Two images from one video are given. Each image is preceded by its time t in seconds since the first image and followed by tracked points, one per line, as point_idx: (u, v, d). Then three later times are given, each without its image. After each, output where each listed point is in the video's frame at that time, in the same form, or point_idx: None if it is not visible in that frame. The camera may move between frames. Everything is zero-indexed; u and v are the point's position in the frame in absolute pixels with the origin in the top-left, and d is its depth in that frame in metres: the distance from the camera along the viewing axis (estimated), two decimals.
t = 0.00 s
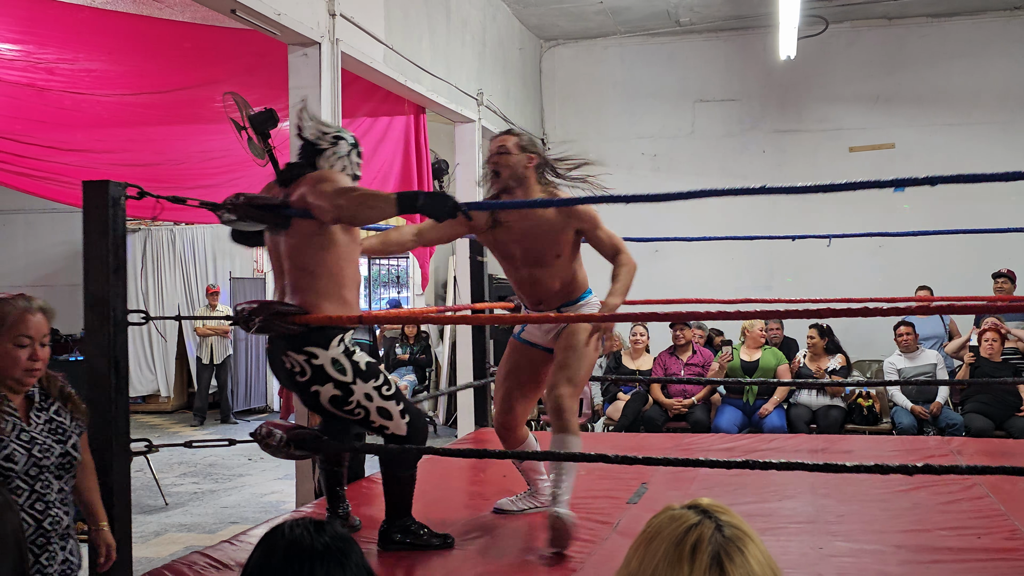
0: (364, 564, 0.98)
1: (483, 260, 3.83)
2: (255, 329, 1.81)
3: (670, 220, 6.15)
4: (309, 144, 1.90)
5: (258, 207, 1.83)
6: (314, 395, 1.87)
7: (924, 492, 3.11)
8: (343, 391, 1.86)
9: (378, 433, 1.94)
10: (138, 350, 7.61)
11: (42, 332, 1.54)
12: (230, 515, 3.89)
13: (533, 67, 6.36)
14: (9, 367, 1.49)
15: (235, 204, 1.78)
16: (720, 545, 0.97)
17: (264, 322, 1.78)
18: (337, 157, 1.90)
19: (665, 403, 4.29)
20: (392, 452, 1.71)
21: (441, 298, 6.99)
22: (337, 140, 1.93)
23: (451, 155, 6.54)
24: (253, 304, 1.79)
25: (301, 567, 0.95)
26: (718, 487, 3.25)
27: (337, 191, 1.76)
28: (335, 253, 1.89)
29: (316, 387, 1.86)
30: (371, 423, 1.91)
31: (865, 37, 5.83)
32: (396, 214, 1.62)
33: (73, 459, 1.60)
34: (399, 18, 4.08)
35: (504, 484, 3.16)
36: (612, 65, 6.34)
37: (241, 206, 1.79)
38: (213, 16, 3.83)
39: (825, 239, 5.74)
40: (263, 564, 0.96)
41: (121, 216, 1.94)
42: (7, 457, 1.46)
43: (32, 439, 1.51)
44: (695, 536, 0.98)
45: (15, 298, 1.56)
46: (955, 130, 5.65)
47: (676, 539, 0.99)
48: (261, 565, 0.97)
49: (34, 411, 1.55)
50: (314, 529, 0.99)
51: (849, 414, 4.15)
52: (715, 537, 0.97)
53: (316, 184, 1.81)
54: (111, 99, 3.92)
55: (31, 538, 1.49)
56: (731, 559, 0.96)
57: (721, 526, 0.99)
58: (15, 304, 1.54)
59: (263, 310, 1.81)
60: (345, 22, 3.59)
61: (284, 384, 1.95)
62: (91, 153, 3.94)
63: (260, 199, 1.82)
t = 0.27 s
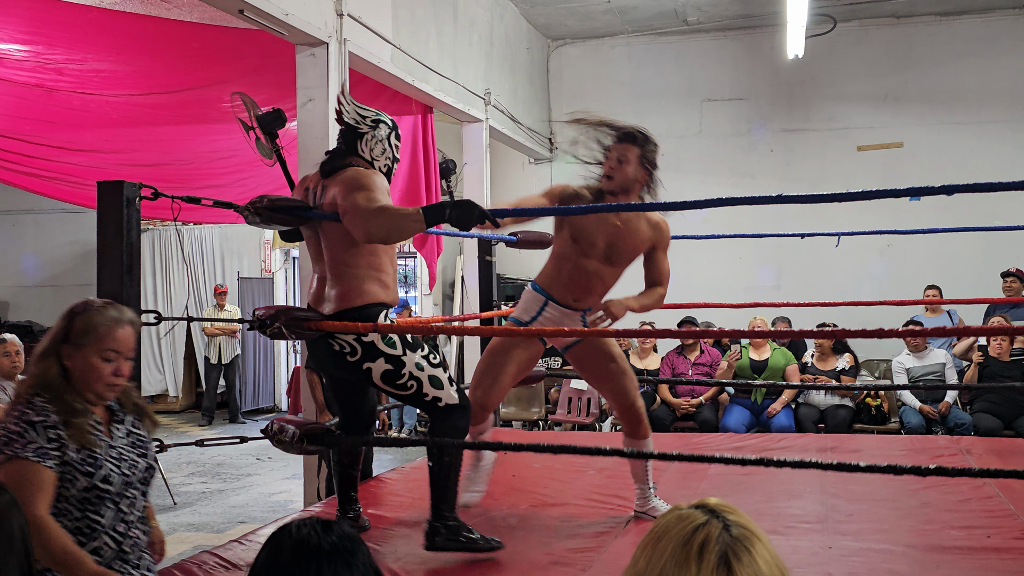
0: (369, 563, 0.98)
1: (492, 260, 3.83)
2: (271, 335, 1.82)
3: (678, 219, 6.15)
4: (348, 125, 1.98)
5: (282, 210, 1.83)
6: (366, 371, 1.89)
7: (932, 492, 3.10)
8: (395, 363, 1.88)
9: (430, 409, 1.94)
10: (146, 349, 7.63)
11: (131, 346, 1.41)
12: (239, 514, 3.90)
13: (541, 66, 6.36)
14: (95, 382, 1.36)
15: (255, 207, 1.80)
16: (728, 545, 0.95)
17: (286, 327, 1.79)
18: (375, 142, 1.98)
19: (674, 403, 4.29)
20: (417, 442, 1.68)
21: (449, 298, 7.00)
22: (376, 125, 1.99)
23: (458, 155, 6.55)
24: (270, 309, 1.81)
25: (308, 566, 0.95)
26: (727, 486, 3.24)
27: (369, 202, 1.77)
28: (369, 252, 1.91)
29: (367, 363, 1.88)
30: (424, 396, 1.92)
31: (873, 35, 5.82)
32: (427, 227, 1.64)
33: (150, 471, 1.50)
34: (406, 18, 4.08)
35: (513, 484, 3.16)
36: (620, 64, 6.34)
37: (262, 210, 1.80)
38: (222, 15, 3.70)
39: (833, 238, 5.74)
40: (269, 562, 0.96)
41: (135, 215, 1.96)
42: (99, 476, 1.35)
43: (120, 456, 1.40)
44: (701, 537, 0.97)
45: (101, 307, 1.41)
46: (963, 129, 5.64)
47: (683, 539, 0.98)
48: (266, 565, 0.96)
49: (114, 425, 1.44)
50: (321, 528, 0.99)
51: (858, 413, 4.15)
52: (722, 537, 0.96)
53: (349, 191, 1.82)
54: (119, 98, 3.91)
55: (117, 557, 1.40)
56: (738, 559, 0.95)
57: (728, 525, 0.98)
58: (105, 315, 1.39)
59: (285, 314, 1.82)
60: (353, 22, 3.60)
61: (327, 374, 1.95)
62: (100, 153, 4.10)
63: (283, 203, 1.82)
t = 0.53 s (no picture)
0: (376, 563, 0.99)
1: (499, 260, 3.83)
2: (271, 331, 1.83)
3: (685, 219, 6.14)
4: (315, 148, 1.93)
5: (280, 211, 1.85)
6: (343, 386, 1.87)
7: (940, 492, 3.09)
8: (371, 379, 1.85)
9: (413, 427, 1.87)
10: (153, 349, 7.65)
11: (254, 348, 1.28)
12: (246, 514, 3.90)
13: (548, 66, 6.36)
14: (217, 382, 1.24)
15: (255, 208, 1.83)
16: (734, 545, 0.95)
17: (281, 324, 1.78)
18: (346, 152, 1.91)
19: (682, 403, 4.28)
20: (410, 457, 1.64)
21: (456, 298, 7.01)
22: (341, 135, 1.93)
23: (466, 155, 6.56)
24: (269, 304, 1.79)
25: (315, 566, 0.95)
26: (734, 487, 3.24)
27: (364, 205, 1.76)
28: (359, 255, 1.90)
29: (344, 377, 1.87)
30: (405, 413, 1.86)
31: (881, 34, 5.81)
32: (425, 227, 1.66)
33: (268, 480, 1.33)
34: (413, 18, 4.08)
35: (520, 484, 3.16)
36: (627, 63, 6.34)
37: (260, 211, 1.83)
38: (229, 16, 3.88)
39: (841, 237, 5.73)
40: (275, 563, 0.96)
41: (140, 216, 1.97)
42: (220, 477, 1.20)
43: (240, 460, 1.24)
44: (708, 536, 0.97)
45: (226, 305, 1.29)
46: (971, 128, 5.63)
47: (690, 539, 0.98)
48: (273, 564, 0.97)
49: (231, 426, 1.29)
50: (327, 528, 0.99)
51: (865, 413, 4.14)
52: (729, 536, 0.96)
53: (342, 192, 1.82)
54: (126, 99, 3.93)
55: (236, 574, 1.23)
56: (745, 559, 0.94)
57: (735, 525, 0.98)
58: (230, 313, 1.27)
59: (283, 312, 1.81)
60: (360, 22, 3.60)
61: (315, 388, 1.96)
62: (109, 154, 3.98)
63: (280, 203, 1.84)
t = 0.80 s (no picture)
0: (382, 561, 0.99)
1: (505, 260, 3.84)
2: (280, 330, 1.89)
3: (692, 219, 6.14)
4: (344, 147, 1.93)
5: (295, 211, 1.87)
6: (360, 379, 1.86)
7: (948, 492, 3.09)
8: (386, 374, 1.84)
9: (425, 423, 1.88)
10: (160, 350, 7.68)
11: (375, 360, 1.21)
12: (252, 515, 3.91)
13: (554, 67, 6.36)
14: (338, 397, 1.18)
15: (268, 208, 1.86)
16: (741, 545, 0.95)
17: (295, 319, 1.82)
18: (376, 151, 1.92)
19: (688, 403, 4.29)
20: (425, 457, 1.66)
21: (462, 298, 7.04)
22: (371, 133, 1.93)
23: (472, 155, 6.56)
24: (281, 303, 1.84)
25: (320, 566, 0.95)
26: (740, 487, 3.23)
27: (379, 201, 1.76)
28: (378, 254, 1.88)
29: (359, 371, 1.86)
30: (417, 410, 1.87)
31: (887, 34, 5.79)
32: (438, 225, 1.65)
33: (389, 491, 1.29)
34: (420, 18, 4.08)
35: (526, 484, 3.16)
36: (632, 64, 6.34)
37: (274, 211, 1.85)
38: (236, 17, 3.80)
39: (847, 237, 5.72)
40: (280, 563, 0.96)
41: (148, 215, 1.97)
42: (346, 496, 1.16)
43: (361, 478, 1.20)
44: (714, 536, 0.96)
45: (346, 312, 1.22)
46: (978, 128, 5.62)
47: (696, 539, 0.98)
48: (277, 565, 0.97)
49: (353, 441, 1.24)
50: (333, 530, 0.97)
51: (873, 413, 4.14)
52: (735, 537, 0.96)
53: (361, 189, 1.82)
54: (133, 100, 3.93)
55: None
56: (751, 559, 0.94)
57: (741, 526, 0.97)
58: (352, 322, 1.20)
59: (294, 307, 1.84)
60: (366, 23, 3.60)
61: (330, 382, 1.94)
62: (116, 154, 4.08)
63: (294, 203, 1.85)
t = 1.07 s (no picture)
0: (385, 562, 1.02)
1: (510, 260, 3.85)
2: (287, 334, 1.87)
3: (697, 220, 6.13)
4: (289, 151, 1.88)
5: (284, 211, 1.85)
6: (387, 372, 1.86)
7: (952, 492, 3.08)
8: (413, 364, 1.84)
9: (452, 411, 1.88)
10: (165, 350, 7.69)
11: (511, 352, 1.20)
12: (256, 514, 3.91)
13: (559, 67, 6.36)
14: (478, 392, 1.17)
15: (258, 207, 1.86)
16: (745, 546, 0.95)
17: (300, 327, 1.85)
18: (318, 148, 1.87)
19: (692, 403, 4.29)
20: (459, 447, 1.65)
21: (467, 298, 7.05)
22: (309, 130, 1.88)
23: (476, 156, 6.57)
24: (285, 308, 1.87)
25: (325, 565, 0.98)
26: (744, 487, 3.23)
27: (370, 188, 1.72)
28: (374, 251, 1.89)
29: (387, 363, 1.86)
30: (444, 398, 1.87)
31: (892, 35, 5.79)
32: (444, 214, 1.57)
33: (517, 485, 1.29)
34: (425, 19, 4.09)
35: (530, 484, 3.16)
36: (637, 64, 6.33)
37: (265, 212, 1.85)
38: (241, 17, 3.94)
39: (852, 238, 5.72)
40: (286, 563, 0.99)
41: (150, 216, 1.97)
42: (495, 494, 1.16)
43: (504, 473, 1.20)
44: (718, 538, 0.96)
45: (479, 306, 1.21)
46: (983, 129, 5.61)
47: (700, 541, 0.97)
48: (284, 565, 0.99)
49: (488, 437, 1.23)
50: (336, 528, 1.02)
51: (877, 414, 4.15)
52: (739, 538, 0.96)
53: (342, 187, 1.77)
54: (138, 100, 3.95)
55: None
56: (756, 560, 0.94)
57: (746, 527, 0.97)
58: (487, 316, 1.19)
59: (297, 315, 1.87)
60: (370, 23, 3.60)
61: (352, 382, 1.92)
62: (120, 155, 4.00)
63: (283, 203, 1.84)
